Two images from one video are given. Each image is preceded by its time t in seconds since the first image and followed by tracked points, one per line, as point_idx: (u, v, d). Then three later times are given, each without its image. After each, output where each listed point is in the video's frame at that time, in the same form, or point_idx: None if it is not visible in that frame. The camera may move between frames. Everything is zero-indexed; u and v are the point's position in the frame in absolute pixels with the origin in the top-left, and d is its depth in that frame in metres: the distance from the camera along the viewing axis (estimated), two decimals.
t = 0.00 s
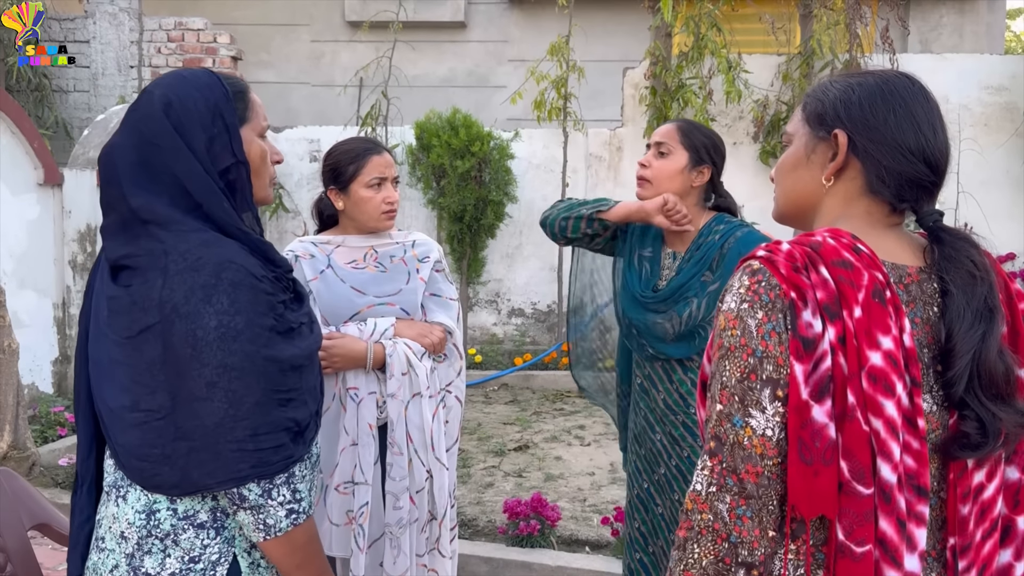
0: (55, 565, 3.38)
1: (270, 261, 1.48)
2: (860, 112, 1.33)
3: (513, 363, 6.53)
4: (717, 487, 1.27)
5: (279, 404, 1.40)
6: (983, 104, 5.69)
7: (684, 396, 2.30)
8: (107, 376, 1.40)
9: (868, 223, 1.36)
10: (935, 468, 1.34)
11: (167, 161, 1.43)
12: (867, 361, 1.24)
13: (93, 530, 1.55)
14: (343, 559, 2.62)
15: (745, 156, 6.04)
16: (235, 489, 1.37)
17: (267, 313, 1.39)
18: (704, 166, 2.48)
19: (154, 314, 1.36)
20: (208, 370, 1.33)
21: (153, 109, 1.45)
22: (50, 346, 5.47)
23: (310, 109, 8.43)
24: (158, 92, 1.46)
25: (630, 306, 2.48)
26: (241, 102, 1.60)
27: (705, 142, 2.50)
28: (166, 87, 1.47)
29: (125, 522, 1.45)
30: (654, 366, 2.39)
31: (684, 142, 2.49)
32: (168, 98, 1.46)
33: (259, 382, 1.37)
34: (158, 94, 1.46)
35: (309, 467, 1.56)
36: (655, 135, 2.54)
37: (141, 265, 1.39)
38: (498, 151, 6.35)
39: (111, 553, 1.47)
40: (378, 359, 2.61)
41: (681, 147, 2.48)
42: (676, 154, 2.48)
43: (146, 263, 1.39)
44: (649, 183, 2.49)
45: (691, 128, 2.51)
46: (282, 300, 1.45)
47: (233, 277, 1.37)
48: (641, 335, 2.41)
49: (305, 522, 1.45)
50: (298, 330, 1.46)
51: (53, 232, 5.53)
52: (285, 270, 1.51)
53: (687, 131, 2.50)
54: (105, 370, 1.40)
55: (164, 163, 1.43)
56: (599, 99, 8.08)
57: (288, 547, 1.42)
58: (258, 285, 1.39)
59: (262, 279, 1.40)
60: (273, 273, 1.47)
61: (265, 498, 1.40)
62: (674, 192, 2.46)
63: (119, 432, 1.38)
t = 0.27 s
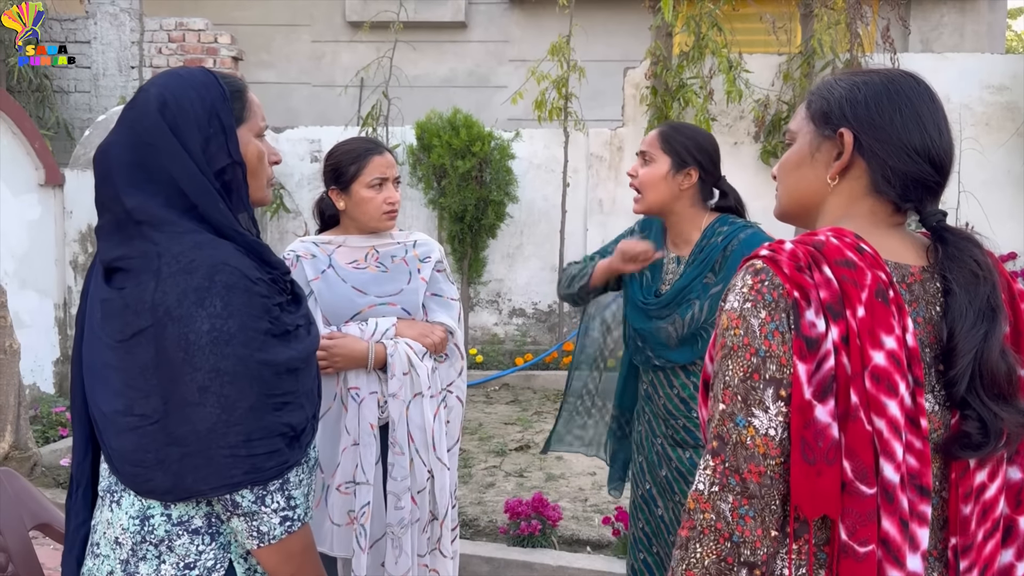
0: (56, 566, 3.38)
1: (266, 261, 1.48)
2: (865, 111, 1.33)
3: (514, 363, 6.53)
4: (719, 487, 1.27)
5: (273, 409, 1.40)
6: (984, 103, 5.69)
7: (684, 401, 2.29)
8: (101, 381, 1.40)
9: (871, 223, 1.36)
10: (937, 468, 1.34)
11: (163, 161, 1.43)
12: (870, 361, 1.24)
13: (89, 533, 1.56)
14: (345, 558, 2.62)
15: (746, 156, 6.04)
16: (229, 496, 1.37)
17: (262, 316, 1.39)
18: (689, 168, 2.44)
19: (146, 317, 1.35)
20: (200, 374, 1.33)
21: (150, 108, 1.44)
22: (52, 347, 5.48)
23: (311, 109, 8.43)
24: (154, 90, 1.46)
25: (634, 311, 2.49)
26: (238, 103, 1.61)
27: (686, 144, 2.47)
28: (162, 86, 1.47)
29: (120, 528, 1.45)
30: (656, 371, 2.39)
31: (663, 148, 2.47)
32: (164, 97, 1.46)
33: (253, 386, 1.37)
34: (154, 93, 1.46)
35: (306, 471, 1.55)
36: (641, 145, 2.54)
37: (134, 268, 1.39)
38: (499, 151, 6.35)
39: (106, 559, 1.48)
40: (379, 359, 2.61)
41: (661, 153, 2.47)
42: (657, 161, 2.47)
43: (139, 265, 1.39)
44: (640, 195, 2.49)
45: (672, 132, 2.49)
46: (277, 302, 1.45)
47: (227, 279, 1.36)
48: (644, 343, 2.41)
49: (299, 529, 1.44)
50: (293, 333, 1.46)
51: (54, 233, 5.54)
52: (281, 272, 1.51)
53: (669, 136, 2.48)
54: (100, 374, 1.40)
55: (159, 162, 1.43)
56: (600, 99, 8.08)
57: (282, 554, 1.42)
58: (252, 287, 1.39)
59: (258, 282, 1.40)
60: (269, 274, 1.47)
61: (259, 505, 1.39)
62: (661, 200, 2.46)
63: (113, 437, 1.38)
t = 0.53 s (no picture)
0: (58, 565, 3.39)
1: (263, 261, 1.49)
2: (869, 109, 1.33)
3: (516, 362, 6.53)
4: (722, 484, 1.26)
5: (268, 413, 1.40)
6: (985, 102, 5.68)
7: (692, 399, 2.30)
8: (98, 384, 1.40)
9: (874, 221, 1.36)
10: (940, 466, 1.33)
11: (160, 159, 1.43)
12: (874, 359, 1.24)
13: (89, 536, 1.55)
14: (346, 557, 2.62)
15: (747, 155, 6.03)
16: (225, 500, 1.37)
17: (258, 319, 1.39)
18: (700, 168, 2.49)
19: (141, 320, 1.35)
20: (194, 377, 1.33)
21: (148, 107, 1.44)
22: (53, 347, 5.48)
23: (312, 109, 8.44)
24: (153, 89, 1.46)
25: (640, 312, 2.50)
26: (238, 102, 1.60)
27: (692, 144, 2.52)
28: (161, 84, 1.47)
29: (119, 531, 1.45)
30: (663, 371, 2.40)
31: (672, 151, 2.49)
32: (163, 95, 1.46)
33: (247, 390, 1.36)
34: (153, 91, 1.46)
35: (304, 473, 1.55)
36: (639, 154, 2.54)
37: (129, 270, 1.39)
38: (500, 151, 6.33)
39: (106, 562, 1.48)
40: (380, 359, 2.61)
41: (672, 156, 2.48)
42: (669, 166, 2.47)
43: (134, 267, 1.38)
44: (653, 205, 2.46)
45: (674, 135, 2.52)
46: (273, 304, 1.44)
47: (221, 282, 1.36)
48: (651, 342, 2.42)
49: (295, 533, 1.44)
50: (290, 334, 1.46)
51: (55, 233, 5.55)
52: (280, 273, 1.52)
53: (671, 139, 2.52)
54: (98, 376, 1.40)
55: (157, 161, 1.43)
56: (601, 98, 8.08)
57: (276, 559, 1.42)
58: (248, 290, 1.38)
59: (253, 284, 1.40)
60: (267, 276, 1.48)
61: (253, 510, 1.39)
62: (678, 205, 2.45)
63: (110, 440, 1.37)
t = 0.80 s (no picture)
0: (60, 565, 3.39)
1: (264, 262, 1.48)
2: (872, 108, 1.32)
3: (517, 362, 6.52)
4: (724, 483, 1.26)
5: (269, 414, 1.39)
6: (987, 101, 5.67)
7: (684, 398, 2.29)
8: (100, 386, 1.39)
9: (878, 220, 1.35)
10: (943, 466, 1.33)
11: (162, 158, 1.43)
12: (876, 358, 1.23)
13: (91, 537, 1.55)
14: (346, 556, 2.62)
15: (749, 154, 6.02)
16: (226, 502, 1.37)
17: (258, 320, 1.38)
18: (704, 167, 2.48)
19: (141, 322, 1.35)
20: (194, 379, 1.32)
21: (150, 106, 1.44)
22: (55, 346, 5.48)
23: (313, 108, 8.43)
24: (156, 88, 1.46)
25: (635, 312, 2.50)
26: (241, 102, 1.60)
27: (700, 143, 2.51)
28: (164, 83, 1.47)
29: (121, 533, 1.45)
30: (657, 370, 2.39)
31: (680, 146, 2.49)
32: (166, 94, 1.46)
33: (248, 392, 1.36)
34: (156, 91, 1.46)
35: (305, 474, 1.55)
36: (648, 144, 2.55)
37: (130, 271, 1.38)
38: (501, 150, 6.32)
39: (108, 564, 1.47)
40: (381, 359, 2.61)
41: (678, 151, 2.48)
42: (674, 160, 2.47)
43: (134, 268, 1.38)
44: (653, 194, 2.46)
45: (684, 131, 2.53)
46: (275, 305, 1.44)
47: (221, 283, 1.35)
48: (643, 343, 2.43)
49: (297, 535, 1.43)
50: (291, 336, 1.45)
51: (56, 233, 5.55)
52: (282, 274, 1.52)
53: (681, 135, 2.52)
54: (99, 378, 1.40)
55: (158, 161, 1.43)
56: (603, 97, 8.07)
57: (279, 562, 1.41)
58: (248, 290, 1.37)
59: (254, 285, 1.39)
60: (268, 277, 1.47)
61: (254, 512, 1.39)
62: (677, 199, 2.45)
63: (111, 442, 1.37)
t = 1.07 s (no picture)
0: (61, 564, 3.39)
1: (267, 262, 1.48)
2: (872, 106, 1.32)
3: (518, 361, 6.52)
4: (724, 480, 1.26)
5: (274, 414, 1.39)
6: (989, 99, 5.66)
7: (687, 399, 2.29)
8: (103, 386, 1.39)
9: (878, 218, 1.35)
10: (944, 465, 1.33)
11: (166, 157, 1.43)
12: (876, 356, 1.23)
13: (95, 537, 1.55)
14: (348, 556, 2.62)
15: (750, 153, 6.02)
16: (229, 501, 1.36)
17: (263, 320, 1.38)
18: (710, 163, 2.48)
19: (146, 322, 1.34)
20: (199, 379, 1.32)
21: (155, 104, 1.44)
22: (55, 346, 5.48)
23: (314, 107, 8.43)
24: (160, 86, 1.46)
25: (637, 312, 2.50)
26: (246, 101, 1.60)
27: (706, 139, 2.51)
28: (169, 81, 1.47)
29: (125, 533, 1.45)
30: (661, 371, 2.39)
31: (687, 142, 2.49)
32: (170, 92, 1.46)
33: (253, 391, 1.36)
34: (161, 88, 1.45)
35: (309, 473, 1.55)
36: (654, 139, 2.55)
37: (134, 271, 1.38)
38: (502, 149, 6.32)
39: (112, 564, 1.47)
40: (382, 358, 2.61)
41: (685, 147, 2.49)
42: (681, 156, 2.47)
43: (138, 268, 1.38)
44: (661, 191, 2.46)
45: (689, 127, 2.53)
46: (279, 305, 1.43)
47: (225, 283, 1.35)
48: (649, 343, 2.42)
49: (301, 535, 1.43)
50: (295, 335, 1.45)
51: (57, 232, 5.55)
52: (285, 274, 1.52)
53: (686, 130, 2.52)
54: (103, 378, 1.39)
55: (163, 159, 1.43)
56: (603, 96, 8.06)
57: (282, 561, 1.41)
58: (253, 290, 1.37)
59: (259, 285, 1.39)
60: (272, 276, 1.47)
61: (258, 512, 1.39)
62: (686, 194, 2.45)
63: (115, 441, 1.37)
